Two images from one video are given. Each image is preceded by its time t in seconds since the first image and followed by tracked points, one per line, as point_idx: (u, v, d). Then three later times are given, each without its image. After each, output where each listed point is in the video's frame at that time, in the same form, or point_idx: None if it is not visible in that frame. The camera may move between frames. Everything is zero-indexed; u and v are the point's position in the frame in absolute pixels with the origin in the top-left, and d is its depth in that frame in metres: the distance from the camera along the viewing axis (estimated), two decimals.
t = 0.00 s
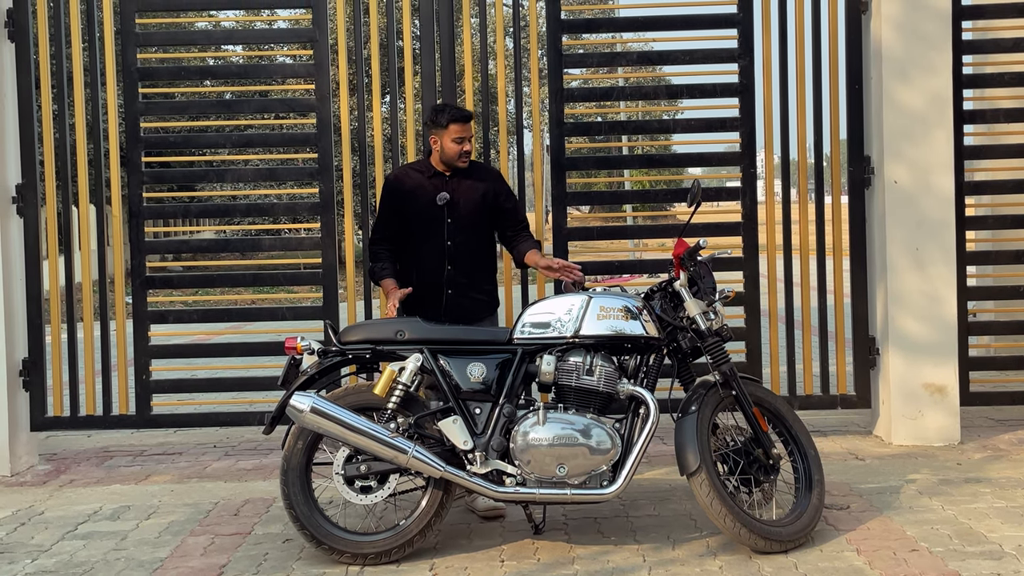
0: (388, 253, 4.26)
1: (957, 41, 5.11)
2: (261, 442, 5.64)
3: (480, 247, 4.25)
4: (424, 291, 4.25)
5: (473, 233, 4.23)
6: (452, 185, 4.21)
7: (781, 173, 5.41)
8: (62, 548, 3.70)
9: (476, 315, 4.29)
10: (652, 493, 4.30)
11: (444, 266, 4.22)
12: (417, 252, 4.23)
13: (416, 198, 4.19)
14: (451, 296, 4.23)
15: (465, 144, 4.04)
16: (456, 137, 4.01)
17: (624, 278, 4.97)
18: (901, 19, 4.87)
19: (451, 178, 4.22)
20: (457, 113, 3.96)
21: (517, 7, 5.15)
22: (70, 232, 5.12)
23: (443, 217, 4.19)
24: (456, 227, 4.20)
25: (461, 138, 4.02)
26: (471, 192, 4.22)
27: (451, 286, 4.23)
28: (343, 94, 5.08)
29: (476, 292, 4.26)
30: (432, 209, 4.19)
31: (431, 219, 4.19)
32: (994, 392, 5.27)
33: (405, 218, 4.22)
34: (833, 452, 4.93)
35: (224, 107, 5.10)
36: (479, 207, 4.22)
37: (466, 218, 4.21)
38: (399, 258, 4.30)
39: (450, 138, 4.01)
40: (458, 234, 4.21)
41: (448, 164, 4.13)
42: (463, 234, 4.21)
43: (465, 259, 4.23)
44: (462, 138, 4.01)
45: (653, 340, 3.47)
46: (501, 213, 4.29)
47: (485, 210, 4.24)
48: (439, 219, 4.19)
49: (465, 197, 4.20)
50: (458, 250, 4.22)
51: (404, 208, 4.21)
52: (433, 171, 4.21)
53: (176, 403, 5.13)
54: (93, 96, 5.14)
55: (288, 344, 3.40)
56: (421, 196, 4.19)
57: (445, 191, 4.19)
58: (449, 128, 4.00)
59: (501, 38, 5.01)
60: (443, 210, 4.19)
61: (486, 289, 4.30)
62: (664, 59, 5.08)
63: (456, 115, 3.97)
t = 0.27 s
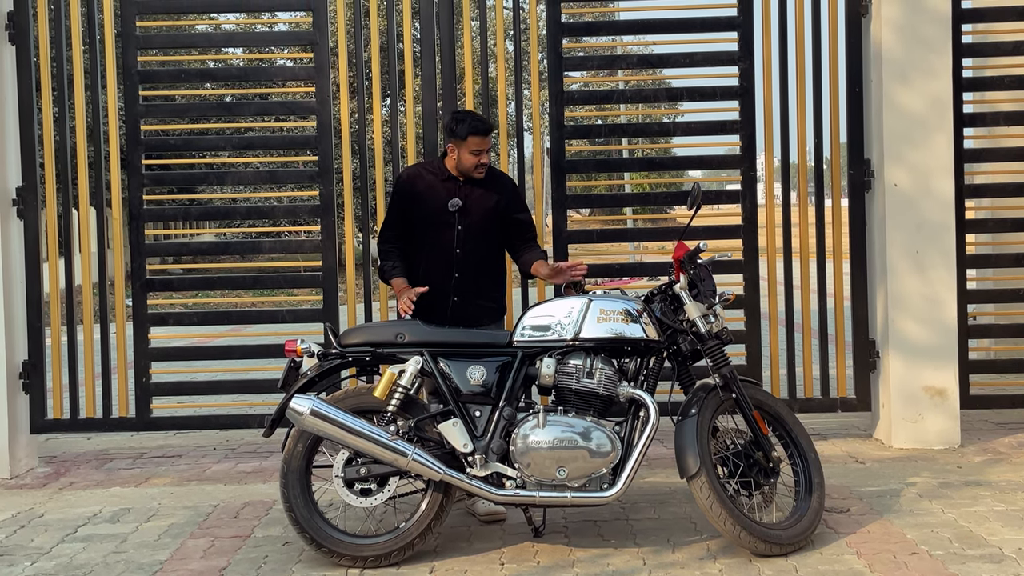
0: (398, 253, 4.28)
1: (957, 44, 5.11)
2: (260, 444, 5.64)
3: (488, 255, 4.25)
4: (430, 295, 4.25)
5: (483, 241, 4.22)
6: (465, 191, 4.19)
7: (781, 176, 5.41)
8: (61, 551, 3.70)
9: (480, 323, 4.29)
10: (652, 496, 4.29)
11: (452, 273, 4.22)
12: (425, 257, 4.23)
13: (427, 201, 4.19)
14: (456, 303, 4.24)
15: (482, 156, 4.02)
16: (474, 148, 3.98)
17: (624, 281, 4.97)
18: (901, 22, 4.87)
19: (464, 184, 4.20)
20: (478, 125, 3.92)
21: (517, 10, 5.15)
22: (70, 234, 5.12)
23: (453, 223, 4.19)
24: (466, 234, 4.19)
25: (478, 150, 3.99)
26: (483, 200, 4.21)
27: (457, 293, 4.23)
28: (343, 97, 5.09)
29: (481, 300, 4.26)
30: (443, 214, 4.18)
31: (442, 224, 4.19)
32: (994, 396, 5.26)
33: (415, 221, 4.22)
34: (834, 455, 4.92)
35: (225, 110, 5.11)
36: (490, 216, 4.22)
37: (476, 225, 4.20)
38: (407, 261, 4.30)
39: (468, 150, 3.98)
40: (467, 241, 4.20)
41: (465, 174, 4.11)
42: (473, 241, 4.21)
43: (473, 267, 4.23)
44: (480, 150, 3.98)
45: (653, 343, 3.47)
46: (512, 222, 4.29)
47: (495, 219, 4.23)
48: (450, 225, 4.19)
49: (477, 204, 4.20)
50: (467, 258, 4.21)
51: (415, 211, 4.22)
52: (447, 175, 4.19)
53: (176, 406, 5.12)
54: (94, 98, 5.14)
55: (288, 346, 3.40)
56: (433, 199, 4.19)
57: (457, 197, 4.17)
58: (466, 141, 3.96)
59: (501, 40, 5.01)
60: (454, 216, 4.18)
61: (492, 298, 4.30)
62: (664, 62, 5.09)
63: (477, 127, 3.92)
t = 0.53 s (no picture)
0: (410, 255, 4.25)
1: (956, 48, 5.12)
2: (260, 447, 5.64)
3: (500, 257, 4.26)
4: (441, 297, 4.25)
5: (495, 243, 4.23)
6: (477, 193, 4.20)
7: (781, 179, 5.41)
8: (60, 554, 3.69)
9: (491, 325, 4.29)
10: (652, 500, 4.29)
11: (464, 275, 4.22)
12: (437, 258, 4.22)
13: (440, 202, 4.19)
14: (469, 305, 4.24)
15: (497, 157, 4.03)
16: (490, 150, 3.98)
17: (624, 284, 4.97)
18: (901, 26, 4.88)
19: (476, 185, 4.21)
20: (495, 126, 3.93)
21: (517, 13, 5.16)
22: (70, 236, 5.12)
23: (466, 224, 4.19)
24: (479, 235, 4.20)
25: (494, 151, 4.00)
26: (496, 201, 4.21)
27: (470, 295, 4.23)
28: (344, 100, 5.10)
29: (493, 302, 4.27)
30: (456, 215, 4.19)
31: (455, 225, 4.19)
32: (993, 399, 5.26)
33: (428, 221, 4.22)
34: (833, 459, 4.92)
35: (225, 113, 5.11)
36: (503, 217, 4.23)
37: (489, 227, 4.21)
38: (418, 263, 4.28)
39: (484, 151, 3.98)
40: (480, 243, 4.21)
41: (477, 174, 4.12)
42: (485, 242, 4.21)
43: (485, 269, 4.23)
44: (495, 152, 4.00)
45: (653, 346, 3.47)
46: (523, 224, 4.30)
47: (507, 221, 4.25)
48: (463, 226, 4.19)
49: (490, 206, 4.20)
50: (479, 259, 4.22)
51: (428, 212, 4.22)
52: (459, 176, 4.20)
53: (176, 409, 5.12)
54: (94, 101, 5.15)
55: (288, 349, 3.41)
56: (446, 200, 4.19)
57: (471, 198, 4.18)
58: (484, 141, 3.97)
59: (501, 43, 5.02)
60: (467, 217, 4.18)
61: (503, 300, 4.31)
62: (664, 65, 5.09)
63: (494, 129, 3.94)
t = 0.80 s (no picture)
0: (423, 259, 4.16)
1: (956, 52, 5.13)
2: (260, 450, 5.64)
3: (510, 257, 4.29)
4: (453, 299, 4.22)
5: (505, 243, 4.25)
6: (486, 195, 4.21)
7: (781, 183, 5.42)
8: (60, 557, 3.69)
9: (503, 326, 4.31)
10: (652, 503, 4.29)
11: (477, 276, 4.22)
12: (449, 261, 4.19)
13: (451, 204, 4.16)
14: (482, 307, 4.23)
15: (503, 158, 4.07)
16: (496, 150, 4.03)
17: (623, 287, 4.98)
18: (901, 31, 4.89)
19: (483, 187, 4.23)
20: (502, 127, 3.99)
21: (517, 16, 5.17)
22: (70, 239, 5.12)
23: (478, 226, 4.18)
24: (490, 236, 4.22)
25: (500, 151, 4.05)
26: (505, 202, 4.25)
27: (482, 296, 4.23)
28: (344, 103, 5.10)
29: (505, 303, 4.29)
30: (468, 216, 4.15)
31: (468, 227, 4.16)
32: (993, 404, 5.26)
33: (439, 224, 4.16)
34: (833, 463, 4.92)
35: (226, 116, 5.12)
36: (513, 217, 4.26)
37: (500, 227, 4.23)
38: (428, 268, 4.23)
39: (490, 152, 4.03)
40: (491, 243, 4.22)
41: (484, 175, 4.15)
42: (495, 242, 4.23)
43: (496, 269, 4.25)
44: (503, 152, 4.04)
45: (653, 350, 3.47)
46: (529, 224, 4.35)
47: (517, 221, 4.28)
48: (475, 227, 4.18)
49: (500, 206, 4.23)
50: (491, 260, 4.23)
51: (439, 214, 4.16)
52: (467, 178, 4.20)
53: (175, 411, 5.12)
54: (95, 104, 5.15)
55: (288, 352, 3.44)
56: (456, 201, 4.17)
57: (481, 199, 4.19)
58: (491, 140, 4.01)
59: (502, 47, 5.03)
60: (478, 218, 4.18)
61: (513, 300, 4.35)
62: (664, 69, 5.10)
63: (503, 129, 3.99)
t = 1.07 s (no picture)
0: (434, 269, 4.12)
1: (956, 57, 5.13)
2: (259, 453, 5.64)
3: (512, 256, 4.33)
4: (462, 303, 4.23)
5: (506, 242, 4.30)
6: (485, 196, 4.25)
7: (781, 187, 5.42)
8: (59, 559, 3.69)
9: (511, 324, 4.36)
10: (651, 507, 4.29)
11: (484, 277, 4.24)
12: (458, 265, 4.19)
13: (455, 208, 4.16)
14: (490, 307, 4.28)
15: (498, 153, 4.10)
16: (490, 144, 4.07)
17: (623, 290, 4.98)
18: (901, 35, 4.90)
19: (481, 189, 4.26)
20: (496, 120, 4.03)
21: (518, 19, 5.18)
22: (71, 241, 5.13)
23: (482, 227, 4.20)
24: (494, 236, 4.24)
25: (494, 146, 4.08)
26: (504, 202, 4.29)
27: (489, 296, 4.27)
28: (344, 106, 5.11)
29: (510, 301, 4.35)
30: (472, 218, 4.18)
31: (473, 229, 4.18)
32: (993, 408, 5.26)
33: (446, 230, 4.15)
34: (833, 467, 4.92)
35: (226, 118, 5.13)
36: (513, 216, 4.32)
37: (503, 227, 4.27)
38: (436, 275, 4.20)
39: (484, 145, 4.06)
40: (495, 244, 4.25)
41: (479, 172, 4.18)
42: (499, 242, 4.26)
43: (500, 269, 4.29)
44: (496, 146, 4.08)
45: (653, 353, 3.47)
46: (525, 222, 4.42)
47: (516, 219, 4.34)
48: (479, 229, 4.20)
49: (500, 207, 4.27)
50: (496, 261, 4.25)
51: (446, 220, 4.15)
52: (466, 181, 4.22)
53: (175, 414, 5.12)
54: (96, 106, 5.16)
55: (288, 355, 3.41)
56: (460, 204, 4.17)
57: (482, 201, 4.21)
58: (484, 135, 4.05)
59: (502, 50, 5.03)
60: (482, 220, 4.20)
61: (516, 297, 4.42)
62: (665, 73, 5.11)
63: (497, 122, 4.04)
